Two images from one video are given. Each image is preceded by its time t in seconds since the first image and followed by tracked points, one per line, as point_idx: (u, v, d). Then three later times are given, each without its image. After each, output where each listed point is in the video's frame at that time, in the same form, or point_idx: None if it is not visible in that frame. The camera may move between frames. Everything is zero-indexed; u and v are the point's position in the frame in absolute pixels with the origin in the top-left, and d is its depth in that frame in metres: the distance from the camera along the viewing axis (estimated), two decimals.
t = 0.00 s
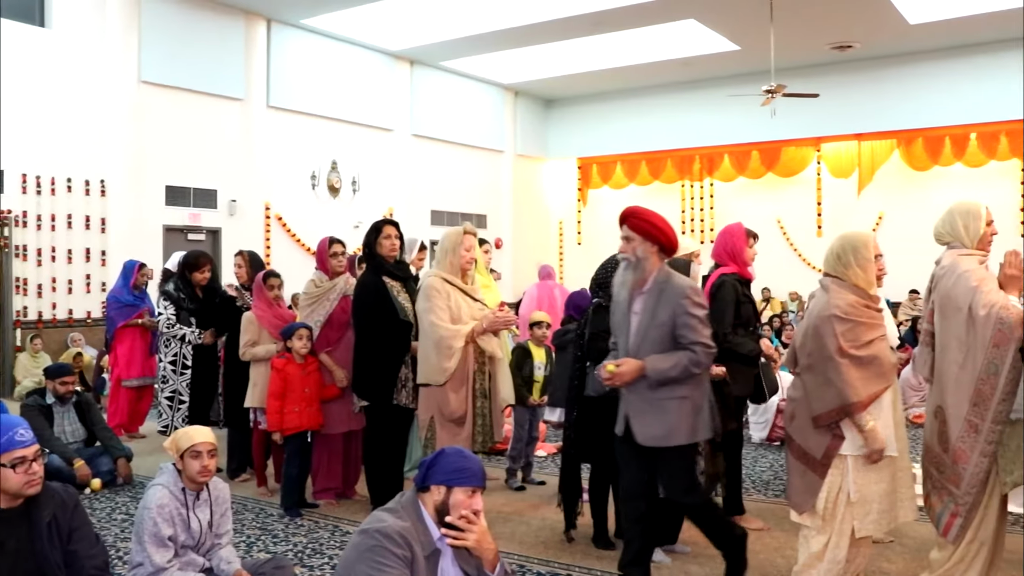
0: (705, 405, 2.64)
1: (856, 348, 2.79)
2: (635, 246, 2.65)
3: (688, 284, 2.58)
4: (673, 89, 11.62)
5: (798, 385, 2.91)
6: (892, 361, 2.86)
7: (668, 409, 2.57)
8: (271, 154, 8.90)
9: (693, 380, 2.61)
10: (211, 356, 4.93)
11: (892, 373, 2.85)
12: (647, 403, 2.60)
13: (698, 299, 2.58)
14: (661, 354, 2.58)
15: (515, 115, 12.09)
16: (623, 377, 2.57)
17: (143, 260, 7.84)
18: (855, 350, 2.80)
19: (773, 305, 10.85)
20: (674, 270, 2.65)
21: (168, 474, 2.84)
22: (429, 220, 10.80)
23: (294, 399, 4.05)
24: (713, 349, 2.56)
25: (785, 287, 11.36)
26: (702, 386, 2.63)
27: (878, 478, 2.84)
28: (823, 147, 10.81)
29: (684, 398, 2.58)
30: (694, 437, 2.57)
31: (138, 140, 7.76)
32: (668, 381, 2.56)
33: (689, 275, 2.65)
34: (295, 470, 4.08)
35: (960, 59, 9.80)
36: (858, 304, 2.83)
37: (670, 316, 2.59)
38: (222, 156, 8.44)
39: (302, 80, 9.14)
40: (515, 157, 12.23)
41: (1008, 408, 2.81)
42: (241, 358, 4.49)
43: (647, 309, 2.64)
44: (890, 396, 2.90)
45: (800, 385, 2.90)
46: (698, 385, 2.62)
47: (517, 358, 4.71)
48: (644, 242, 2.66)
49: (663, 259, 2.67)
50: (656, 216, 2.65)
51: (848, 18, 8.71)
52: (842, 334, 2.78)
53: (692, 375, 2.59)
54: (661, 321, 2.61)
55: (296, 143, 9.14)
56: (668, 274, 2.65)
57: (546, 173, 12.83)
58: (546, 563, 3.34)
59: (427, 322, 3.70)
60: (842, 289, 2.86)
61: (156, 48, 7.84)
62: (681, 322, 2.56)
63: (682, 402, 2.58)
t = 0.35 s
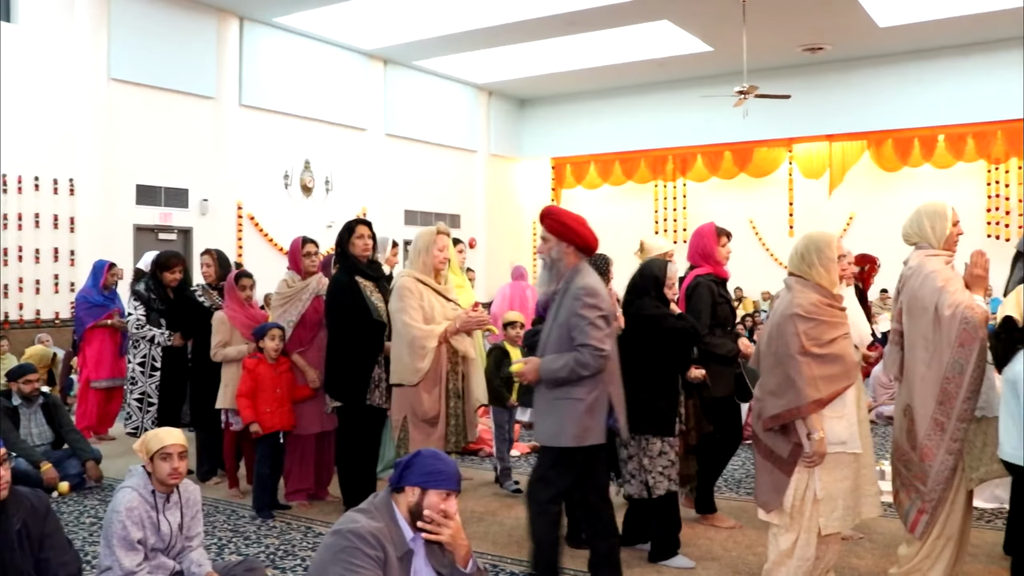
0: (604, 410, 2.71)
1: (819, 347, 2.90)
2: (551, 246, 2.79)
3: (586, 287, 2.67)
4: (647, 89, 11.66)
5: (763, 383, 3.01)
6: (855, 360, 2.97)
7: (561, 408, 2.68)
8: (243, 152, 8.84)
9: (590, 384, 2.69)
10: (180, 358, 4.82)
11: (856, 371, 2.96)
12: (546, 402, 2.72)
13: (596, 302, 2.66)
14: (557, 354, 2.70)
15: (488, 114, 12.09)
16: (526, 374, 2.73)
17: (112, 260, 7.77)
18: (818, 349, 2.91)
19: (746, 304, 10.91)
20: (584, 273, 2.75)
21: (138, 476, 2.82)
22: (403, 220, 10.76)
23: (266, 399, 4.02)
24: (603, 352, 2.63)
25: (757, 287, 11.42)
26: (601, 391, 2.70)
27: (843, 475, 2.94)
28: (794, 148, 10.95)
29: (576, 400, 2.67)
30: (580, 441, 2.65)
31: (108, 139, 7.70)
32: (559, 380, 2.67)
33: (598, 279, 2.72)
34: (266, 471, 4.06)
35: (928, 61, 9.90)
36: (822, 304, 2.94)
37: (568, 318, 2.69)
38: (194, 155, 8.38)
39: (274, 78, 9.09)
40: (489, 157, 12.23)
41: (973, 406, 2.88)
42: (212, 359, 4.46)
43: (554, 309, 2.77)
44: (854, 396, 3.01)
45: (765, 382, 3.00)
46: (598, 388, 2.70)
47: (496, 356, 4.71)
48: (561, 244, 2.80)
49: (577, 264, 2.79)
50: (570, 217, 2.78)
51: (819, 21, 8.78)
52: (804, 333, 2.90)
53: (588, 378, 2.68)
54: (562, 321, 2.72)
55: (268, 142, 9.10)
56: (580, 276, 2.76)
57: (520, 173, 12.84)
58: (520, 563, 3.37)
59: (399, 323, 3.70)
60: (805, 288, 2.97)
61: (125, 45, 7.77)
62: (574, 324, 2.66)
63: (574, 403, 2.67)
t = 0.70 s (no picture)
0: (502, 419, 2.80)
1: (785, 346, 2.94)
2: (450, 254, 2.88)
3: (475, 300, 2.77)
4: (618, 91, 11.70)
5: (727, 385, 3.04)
6: (820, 359, 3.00)
7: (457, 416, 2.81)
8: (214, 152, 8.78)
9: (483, 394, 2.79)
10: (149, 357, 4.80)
11: (822, 370, 2.99)
12: (447, 410, 2.85)
13: (483, 316, 2.76)
14: (450, 364, 2.81)
15: (461, 116, 12.09)
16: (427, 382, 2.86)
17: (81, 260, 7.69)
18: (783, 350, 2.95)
19: (717, 305, 10.96)
20: (478, 282, 2.84)
21: (107, 479, 2.79)
22: (375, 220, 10.73)
23: (236, 397, 4.01)
24: (489, 363, 2.73)
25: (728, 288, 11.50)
26: (497, 400, 2.79)
27: (811, 474, 2.97)
28: (765, 150, 10.94)
29: (471, 409, 2.78)
30: (474, 450, 2.76)
31: (76, 138, 7.61)
32: (453, 391, 2.78)
33: (490, 290, 2.81)
34: (238, 474, 4.04)
35: (895, 64, 10.01)
36: (786, 304, 2.99)
37: (459, 330, 2.80)
38: (164, 154, 8.31)
39: (245, 78, 9.04)
40: (461, 158, 12.22)
41: (942, 406, 2.90)
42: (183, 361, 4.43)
43: (452, 319, 2.88)
44: (820, 396, 3.06)
45: (728, 384, 3.04)
46: (492, 398, 2.79)
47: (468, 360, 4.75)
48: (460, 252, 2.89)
49: (475, 271, 2.88)
50: (464, 224, 2.87)
51: (789, 23, 8.84)
52: (770, 332, 2.94)
53: (479, 388, 2.78)
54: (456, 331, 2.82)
55: (239, 142, 9.04)
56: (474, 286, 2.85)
57: (492, 173, 12.85)
58: (493, 564, 3.45)
59: (371, 323, 3.69)
60: (770, 288, 3.02)
61: (93, 43, 7.69)
62: (464, 335, 2.77)
63: (469, 413, 2.79)
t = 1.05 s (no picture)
0: (408, 411, 3.10)
1: (759, 346, 2.97)
2: (363, 251, 3.15)
3: (382, 298, 3.06)
4: (596, 92, 11.72)
5: (701, 385, 3.06)
6: (794, 359, 3.03)
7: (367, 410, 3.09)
8: (190, 152, 8.73)
9: (390, 387, 3.09)
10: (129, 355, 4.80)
11: (796, 370, 3.01)
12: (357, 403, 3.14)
13: (389, 311, 3.05)
14: (360, 358, 3.09)
15: (438, 116, 12.08)
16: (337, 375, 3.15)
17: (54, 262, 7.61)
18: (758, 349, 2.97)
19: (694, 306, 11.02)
20: (387, 278, 3.12)
21: (81, 482, 2.77)
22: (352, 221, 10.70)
23: (212, 394, 4.00)
24: (394, 357, 3.03)
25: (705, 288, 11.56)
26: (403, 394, 3.10)
27: (783, 474, 3.01)
28: (742, 151, 11.10)
29: (381, 403, 3.08)
30: (383, 443, 3.05)
31: (49, 139, 7.54)
32: (361, 384, 3.07)
33: (398, 286, 3.09)
34: (214, 475, 4.03)
35: (870, 66, 10.09)
36: (759, 304, 3.01)
37: (368, 324, 3.09)
38: (139, 155, 8.25)
39: (221, 78, 8.99)
40: (439, 158, 12.20)
41: (916, 404, 2.93)
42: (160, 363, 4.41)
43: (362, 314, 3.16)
44: (796, 396, 3.08)
45: (702, 384, 3.05)
46: (398, 391, 3.09)
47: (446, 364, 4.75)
48: (374, 247, 3.16)
49: (387, 265, 3.16)
50: (377, 220, 3.12)
51: (765, 25, 8.89)
52: (745, 333, 2.96)
53: (386, 381, 3.08)
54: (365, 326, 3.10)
55: (215, 142, 8.99)
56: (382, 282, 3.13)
57: (469, 174, 12.84)
58: (471, 564, 3.53)
59: (348, 323, 3.67)
60: (744, 288, 3.04)
61: (67, 43, 7.62)
62: (371, 331, 3.05)
63: (377, 406, 3.08)
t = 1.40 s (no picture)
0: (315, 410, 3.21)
1: (739, 346, 2.98)
2: (275, 255, 3.22)
3: (290, 300, 3.15)
4: (576, 93, 11.73)
5: (680, 385, 3.07)
6: (773, 359, 3.05)
7: (275, 410, 3.19)
8: (169, 152, 8.67)
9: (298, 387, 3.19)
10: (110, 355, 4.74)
11: (775, 370, 3.03)
12: (264, 404, 3.23)
13: (296, 313, 3.14)
14: (266, 360, 3.18)
15: (419, 117, 12.07)
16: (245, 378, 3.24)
17: (32, 262, 7.54)
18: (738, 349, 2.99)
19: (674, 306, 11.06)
20: (297, 282, 3.21)
21: (57, 484, 2.75)
22: (332, 221, 10.67)
23: (194, 396, 3.99)
24: (300, 358, 3.13)
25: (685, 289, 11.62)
26: (311, 394, 3.21)
27: (763, 474, 3.03)
28: (721, 152, 11.13)
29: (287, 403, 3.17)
30: (289, 442, 3.15)
31: (26, 138, 7.47)
32: (269, 384, 3.17)
33: (306, 290, 3.19)
34: (194, 476, 4.01)
35: (848, 69, 10.16)
36: (739, 305, 3.02)
37: (276, 327, 3.17)
38: (117, 155, 8.19)
39: (200, 77, 8.94)
40: (419, 159, 12.18)
41: (893, 403, 2.95)
42: (138, 364, 4.39)
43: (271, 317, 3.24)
44: (774, 395, 3.11)
45: (681, 385, 3.07)
46: (305, 392, 3.20)
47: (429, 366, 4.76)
48: (285, 253, 3.23)
49: (298, 270, 3.23)
50: (291, 228, 3.20)
51: (745, 26, 8.92)
52: (725, 333, 2.98)
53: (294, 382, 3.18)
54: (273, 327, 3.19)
55: (195, 142, 8.94)
56: (292, 285, 3.22)
57: (449, 174, 12.83)
58: (450, 565, 3.53)
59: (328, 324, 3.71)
60: (724, 289, 3.05)
61: (43, 41, 7.55)
62: (279, 333, 3.14)
63: (285, 405, 3.18)
